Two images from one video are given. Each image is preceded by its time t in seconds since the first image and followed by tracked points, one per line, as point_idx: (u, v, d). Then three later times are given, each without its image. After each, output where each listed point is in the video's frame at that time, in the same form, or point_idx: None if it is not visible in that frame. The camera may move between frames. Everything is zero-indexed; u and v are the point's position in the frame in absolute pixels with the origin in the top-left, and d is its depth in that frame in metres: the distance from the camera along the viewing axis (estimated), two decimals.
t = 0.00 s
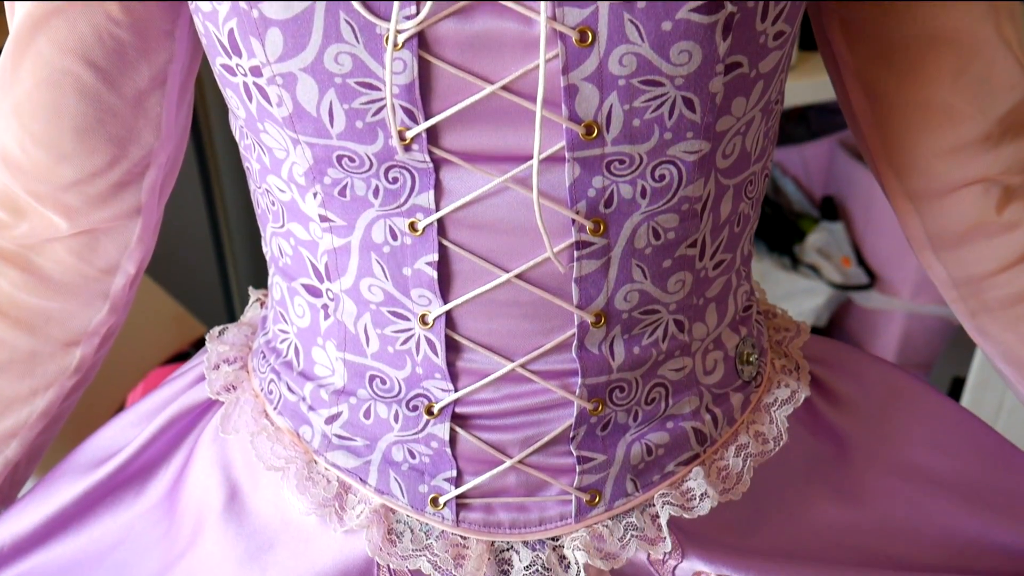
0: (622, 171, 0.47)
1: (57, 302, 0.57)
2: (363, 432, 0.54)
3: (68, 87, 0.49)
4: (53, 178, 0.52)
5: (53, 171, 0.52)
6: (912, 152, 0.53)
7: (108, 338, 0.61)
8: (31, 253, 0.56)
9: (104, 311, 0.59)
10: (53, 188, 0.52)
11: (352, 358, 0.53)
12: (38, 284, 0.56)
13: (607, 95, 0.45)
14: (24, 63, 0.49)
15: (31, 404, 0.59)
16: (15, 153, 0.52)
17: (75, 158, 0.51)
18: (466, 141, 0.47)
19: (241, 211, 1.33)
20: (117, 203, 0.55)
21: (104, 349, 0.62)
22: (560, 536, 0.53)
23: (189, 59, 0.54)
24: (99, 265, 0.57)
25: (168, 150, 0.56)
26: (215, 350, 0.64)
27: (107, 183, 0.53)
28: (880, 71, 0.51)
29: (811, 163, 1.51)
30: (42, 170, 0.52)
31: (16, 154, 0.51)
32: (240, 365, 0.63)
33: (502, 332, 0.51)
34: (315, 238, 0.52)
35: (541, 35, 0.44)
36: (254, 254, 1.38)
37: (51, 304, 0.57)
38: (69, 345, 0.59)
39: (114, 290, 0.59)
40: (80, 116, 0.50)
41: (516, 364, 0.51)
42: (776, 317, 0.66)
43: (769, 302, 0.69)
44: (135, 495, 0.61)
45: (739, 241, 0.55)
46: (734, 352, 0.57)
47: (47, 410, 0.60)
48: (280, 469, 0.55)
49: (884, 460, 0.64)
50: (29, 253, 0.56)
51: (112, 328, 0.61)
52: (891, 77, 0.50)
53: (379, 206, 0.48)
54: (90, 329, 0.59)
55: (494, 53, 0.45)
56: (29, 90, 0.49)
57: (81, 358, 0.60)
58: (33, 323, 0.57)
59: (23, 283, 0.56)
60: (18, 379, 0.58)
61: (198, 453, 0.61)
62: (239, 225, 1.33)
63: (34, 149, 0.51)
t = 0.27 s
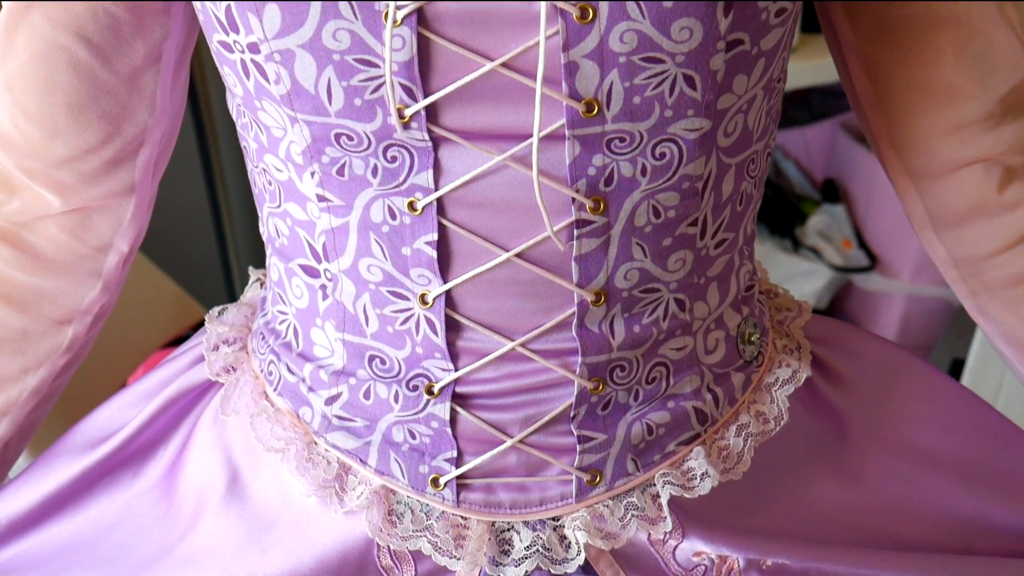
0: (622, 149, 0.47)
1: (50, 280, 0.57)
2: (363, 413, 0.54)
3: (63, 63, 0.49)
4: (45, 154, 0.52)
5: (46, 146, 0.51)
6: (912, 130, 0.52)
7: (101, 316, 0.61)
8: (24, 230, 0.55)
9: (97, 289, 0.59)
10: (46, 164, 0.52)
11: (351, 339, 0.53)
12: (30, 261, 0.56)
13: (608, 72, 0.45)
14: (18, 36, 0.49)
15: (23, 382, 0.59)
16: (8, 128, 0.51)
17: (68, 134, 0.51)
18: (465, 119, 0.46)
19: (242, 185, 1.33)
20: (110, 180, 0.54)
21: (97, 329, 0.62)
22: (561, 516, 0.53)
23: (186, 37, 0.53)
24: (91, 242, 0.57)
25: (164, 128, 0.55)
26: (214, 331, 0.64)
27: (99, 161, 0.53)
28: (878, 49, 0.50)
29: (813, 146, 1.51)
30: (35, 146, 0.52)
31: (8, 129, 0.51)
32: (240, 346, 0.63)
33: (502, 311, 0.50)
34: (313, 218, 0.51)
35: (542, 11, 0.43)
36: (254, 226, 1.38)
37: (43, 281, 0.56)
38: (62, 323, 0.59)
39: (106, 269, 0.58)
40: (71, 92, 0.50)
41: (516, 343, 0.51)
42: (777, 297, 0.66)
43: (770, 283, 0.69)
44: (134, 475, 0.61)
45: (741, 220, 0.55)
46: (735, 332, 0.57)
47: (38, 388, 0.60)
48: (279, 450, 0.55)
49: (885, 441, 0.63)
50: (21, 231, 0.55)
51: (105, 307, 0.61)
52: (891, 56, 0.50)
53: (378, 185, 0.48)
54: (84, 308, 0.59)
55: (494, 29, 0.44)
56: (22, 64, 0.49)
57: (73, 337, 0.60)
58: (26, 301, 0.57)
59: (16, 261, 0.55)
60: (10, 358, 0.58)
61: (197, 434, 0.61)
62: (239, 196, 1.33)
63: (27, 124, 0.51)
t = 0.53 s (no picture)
0: (626, 127, 0.46)
1: (50, 262, 0.57)
2: (365, 393, 0.54)
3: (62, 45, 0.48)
4: (44, 136, 0.51)
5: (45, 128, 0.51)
6: (916, 109, 0.52)
7: (100, 297, 0.61)
8: (23, 212, 0.55)
9: (97, 271, 0.59)
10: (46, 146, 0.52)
11: (352, 319, 0.53)
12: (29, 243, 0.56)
13: (611, 49, 0.44)
14: (17, 18, 0.48)
15: (24, 363, 0.59)
16: (6, 109, 0.51)
17: (66, 116, 0.51)
18: (467, 97, 0.46)
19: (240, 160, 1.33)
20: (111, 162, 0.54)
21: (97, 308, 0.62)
22: (563, 497, 0.53)
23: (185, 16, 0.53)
24: (90, 224, 0.56)
25: (163, 108, 0.55)
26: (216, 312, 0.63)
27: (98, 142, 0.52)
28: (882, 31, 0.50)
29: (812, 132, 1.50)
30: (33, 128, 0.51)
31: (7, 110, 0.51)
32: (241, 327, 0.62)
33: (504, 291, 0.50)
34: (313, 197, 0.51)
35: None
36: (252, 204, 1.37)
37: (42, 263, 0.56)
38: (62, 305, 0.59)
39: (106, 250, 0.58)
40: (71, 72, 0.49)
41: (518, 323, 0.51)
42: (778, 277, 0.66)
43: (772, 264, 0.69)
44: (135, 455, 0.61)
45: (744, 200, 0.55)
46: (737, 312, 0.57)
47: (38, 369, 0.60)
48: (282, 431, 0.55)
49: (886, 422, 0.63)
50: (20, 213, 0.55)
51: (105, 287, 0.61)
52: (894, 38, 0.50)
53: (379, 164, 0.48)
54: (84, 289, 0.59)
55: (496, 6, 0.44)
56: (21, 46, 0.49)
57: (73, 318, 0.60)
58: (25, 282, 0.57)
59: (14, 243, 0.55)
60: (11, 339, 0.58)
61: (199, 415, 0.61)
62: (237, 172, 1.33)
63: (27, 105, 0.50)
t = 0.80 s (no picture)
0: (630, 104, 0.46)
1: (43, 246, 0.56)
2: (367, 372, 0.54)
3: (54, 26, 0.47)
4: (38, 119, 0.51)
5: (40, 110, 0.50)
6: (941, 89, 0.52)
7: (93, 282, 0.61)
8: (16, 195, 0.55)
9: (91, 256, 0.58)
10: (41, 129, 0.51)
11: (354, 298, 0.53)
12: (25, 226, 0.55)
13: (614, 26, 0.44)
14: None
15: (16, 349, 0.59)
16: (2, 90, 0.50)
17: (60, 100, 0.50)
18: (469, 74, 0.46)
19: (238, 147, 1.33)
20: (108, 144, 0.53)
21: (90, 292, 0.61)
22: (565, 477, 0.53)
23: None
24: (85, 208, 0.56)
25: (159, 91, 0.54)
26: (218, 292, 0.63)
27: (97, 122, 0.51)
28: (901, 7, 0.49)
29: (811, 120, 1.50)
30: (29, 110, 0.50)
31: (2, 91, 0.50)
32: (245, 307, 0.62)
33: (505, 269, 0.50)
34: (315, 175, 0.51)
35: None
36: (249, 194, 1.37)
37: (37, 247, 0.56)
38: (54, 289, 0.58)
39: (100, 234, 0.58)
40: (65, 57, 0.48)
41: (520, 301, 0.50)
42: (780, 258, 0.66)
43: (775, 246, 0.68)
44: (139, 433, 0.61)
45: (748, 179, 0.54)
46: (740, 292, 0.57)
47: (31, 354, 0.60)
48: (285, 410, 0.55)
49: (889, 406, 0.63)
50: (14, 195, 0.54)
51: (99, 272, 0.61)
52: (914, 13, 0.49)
53: (381, 141, 0.47)
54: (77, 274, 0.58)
55: None
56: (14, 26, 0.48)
57: (67, 303, 0.60)
58: (19, 265, 0.56)
59: (10, 226, 0.55)
60: (4, 321, 0.58)
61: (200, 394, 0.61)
62: (234, 157, 1.33)
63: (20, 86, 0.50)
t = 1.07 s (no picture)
0: (630, 82, 0.46)
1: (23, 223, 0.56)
2: (368, 351, 0.54)
3: None
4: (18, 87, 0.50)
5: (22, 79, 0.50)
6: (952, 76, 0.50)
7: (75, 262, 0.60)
8: None
9: (70, 234, 0.57)
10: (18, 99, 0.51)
11: (355, 276, 0.53)
12: (10, 207, 0.55)
13: (615, 4, 0.44)
14: None
15: None
16: None
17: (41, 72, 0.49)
18: (469, 51, 0.46)
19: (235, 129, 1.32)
20: (89, 122, 0.51)
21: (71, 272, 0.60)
22: (566, 456, 0.53)
23: None
24: (65, 187, 0.54)
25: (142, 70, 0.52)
26: (220, 273, 0.63)
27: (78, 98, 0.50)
28: None
29: (811, 109, 1.47)
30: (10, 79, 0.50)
31: None
32: (247, 287, 0.63)
33: (506, 248, 0.50)
34: (316, 153, 0.51)
35: None
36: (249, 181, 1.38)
37: (14, 224, 0.56)
38: (34, 268, 0.58)
39: (81, 214, 0.56)
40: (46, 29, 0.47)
41: (521, 280, 0.50)
42: (783, 240, 0.65)
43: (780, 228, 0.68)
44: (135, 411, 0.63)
45: (751, 159, 0.54)
46: (743, 273, 0.57)
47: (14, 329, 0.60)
48: (286, 389, 0.55)
49: (893, 391, 0.64)
50: None
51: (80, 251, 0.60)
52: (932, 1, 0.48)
53: (382, 118, 0.47)
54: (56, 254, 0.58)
55: None
56: None
57: (47, 282, 0.59)
58: None
59: None
60: None
61: (195, 371, 0.62)
62: (232, 137, 1.33)
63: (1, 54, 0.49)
